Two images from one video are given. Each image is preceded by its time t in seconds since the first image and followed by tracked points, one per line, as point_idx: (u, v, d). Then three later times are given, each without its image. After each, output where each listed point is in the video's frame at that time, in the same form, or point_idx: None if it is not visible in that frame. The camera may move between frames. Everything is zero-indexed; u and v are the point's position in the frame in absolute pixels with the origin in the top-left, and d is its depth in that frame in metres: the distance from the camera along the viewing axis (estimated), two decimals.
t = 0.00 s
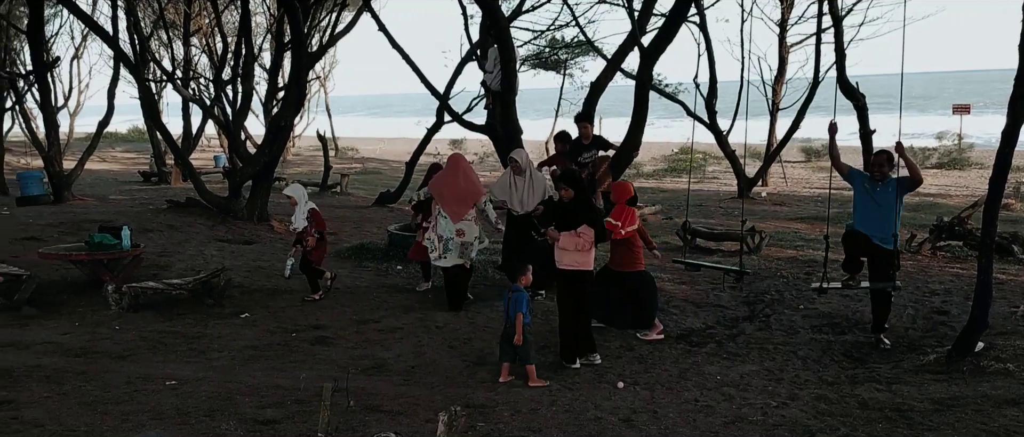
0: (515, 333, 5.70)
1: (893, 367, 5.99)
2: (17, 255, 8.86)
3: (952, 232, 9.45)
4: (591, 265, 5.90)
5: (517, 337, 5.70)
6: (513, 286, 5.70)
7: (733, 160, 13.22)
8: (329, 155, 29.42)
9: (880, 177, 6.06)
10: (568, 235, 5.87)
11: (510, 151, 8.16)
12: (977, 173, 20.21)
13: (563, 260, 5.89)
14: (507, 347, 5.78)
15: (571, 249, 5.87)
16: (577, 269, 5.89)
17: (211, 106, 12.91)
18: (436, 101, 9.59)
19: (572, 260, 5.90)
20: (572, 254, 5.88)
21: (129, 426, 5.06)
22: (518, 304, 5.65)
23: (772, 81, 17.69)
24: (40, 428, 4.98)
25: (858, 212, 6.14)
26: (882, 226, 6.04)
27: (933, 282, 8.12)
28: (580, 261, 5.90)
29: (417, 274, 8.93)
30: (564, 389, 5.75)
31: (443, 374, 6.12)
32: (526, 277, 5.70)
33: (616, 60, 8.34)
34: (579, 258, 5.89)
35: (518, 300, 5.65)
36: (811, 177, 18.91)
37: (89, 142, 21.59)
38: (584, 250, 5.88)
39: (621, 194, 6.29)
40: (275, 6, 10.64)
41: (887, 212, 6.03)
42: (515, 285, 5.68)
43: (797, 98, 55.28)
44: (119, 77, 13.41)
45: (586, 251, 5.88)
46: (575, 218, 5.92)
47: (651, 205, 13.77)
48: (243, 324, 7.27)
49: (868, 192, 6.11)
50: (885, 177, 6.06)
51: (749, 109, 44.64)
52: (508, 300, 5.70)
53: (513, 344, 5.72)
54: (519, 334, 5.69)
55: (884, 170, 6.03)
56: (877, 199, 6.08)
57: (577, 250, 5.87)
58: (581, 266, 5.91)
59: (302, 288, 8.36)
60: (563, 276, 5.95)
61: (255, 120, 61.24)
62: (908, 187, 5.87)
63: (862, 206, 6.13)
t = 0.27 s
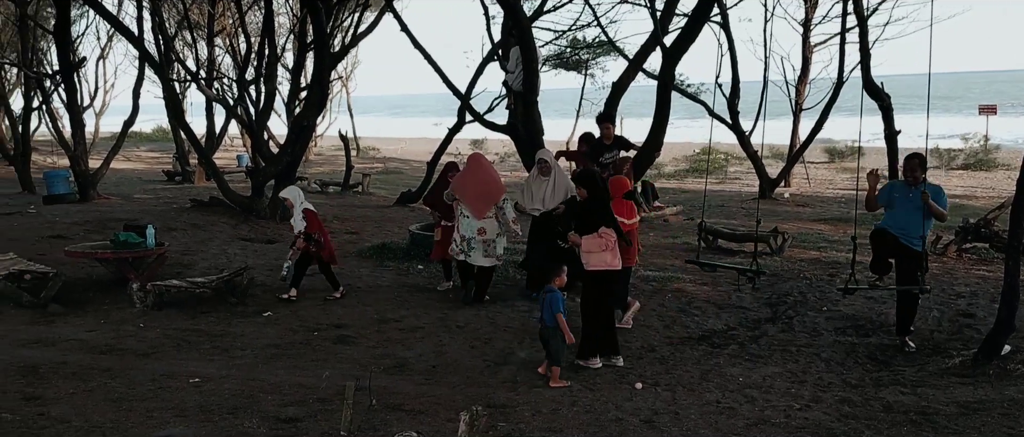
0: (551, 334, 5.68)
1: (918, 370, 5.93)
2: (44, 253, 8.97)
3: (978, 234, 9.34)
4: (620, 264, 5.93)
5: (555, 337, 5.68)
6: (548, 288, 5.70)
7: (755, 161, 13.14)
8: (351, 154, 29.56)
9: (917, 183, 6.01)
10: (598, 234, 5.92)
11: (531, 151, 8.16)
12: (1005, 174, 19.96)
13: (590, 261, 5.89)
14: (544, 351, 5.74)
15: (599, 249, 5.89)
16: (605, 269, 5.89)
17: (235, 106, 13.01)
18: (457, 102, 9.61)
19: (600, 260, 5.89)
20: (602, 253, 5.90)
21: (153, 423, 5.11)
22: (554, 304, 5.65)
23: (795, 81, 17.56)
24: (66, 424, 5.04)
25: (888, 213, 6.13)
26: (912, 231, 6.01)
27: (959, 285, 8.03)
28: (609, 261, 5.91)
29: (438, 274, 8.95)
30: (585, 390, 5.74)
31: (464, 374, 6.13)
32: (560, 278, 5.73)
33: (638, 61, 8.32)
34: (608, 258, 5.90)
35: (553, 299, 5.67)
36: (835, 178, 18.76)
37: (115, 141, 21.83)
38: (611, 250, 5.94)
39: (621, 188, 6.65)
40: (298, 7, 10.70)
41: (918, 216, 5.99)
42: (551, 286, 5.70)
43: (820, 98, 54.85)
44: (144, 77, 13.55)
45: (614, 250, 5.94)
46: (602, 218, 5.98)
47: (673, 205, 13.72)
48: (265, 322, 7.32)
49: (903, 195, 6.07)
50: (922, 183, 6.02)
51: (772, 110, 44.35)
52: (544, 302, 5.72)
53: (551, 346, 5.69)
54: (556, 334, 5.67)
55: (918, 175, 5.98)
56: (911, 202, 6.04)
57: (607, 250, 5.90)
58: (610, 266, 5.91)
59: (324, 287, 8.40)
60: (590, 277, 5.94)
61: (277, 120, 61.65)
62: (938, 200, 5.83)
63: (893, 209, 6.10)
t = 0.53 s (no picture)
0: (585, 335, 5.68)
1: (941, 374, 5.87)
2: (67, 250, 9.06)
3: (1002, 236, 9.24)
4: (624, 271, 6.05)
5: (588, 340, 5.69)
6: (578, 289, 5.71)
7: (776, 162, 13.07)
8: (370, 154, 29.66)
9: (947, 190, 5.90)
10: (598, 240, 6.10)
11: (550, 151, 8.17)
12: None
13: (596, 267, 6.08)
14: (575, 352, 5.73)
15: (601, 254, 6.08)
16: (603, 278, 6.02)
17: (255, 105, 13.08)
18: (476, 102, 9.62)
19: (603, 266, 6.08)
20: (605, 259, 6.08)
21: (175, 420, 5.15)
22: (587, 305, 5.64)
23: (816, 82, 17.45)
24: (89, 420, 5.08)
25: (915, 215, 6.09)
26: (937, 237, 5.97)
27: (982, 288, 7.95)
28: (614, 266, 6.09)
29: (456, 274, 8.96)
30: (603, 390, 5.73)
31: (482, 374, 6.13)
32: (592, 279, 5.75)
33: (658, 61, 8.30)
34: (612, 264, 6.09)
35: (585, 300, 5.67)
36: (856, 179, 18.62)
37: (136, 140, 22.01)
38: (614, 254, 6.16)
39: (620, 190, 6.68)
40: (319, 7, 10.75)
41: (943, 224, 5.93)
42: (581, 287, 5.71)
43: (841, 98, 54.47)
44: (166, 77, 13.65)
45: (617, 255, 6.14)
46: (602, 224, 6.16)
47: (692, 206, 13.67)
48: (285, 321, 7.35)
49: (930, 201, 6.00)
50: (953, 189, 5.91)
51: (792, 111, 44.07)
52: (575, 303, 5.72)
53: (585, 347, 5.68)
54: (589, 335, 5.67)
55: (947, 182, 5.87)
56: (938, 209, 5.97)
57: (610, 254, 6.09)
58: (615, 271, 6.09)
59: (344, 287, 8.44)
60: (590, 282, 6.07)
61: (296, 119, 61.96)
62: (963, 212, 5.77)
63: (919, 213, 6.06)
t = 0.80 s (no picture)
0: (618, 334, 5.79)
1: (963, 377, 5.81)
2: (89, 250, 9.14)
3: None
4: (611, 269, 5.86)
5: (621, 339, 5.80)
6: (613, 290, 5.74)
7: (795, 163, 12.99)
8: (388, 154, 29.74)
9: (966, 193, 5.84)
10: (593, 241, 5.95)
11: (568, 151, 8.16)
12: None
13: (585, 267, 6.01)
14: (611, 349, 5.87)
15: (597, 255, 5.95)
16: (601, 280, 5.88)
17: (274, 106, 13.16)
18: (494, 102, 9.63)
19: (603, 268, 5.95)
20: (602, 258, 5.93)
21: (195, 419, 5.18)
22: (621, 307, 5.68)
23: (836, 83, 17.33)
24: (110, 418, 5.13)
25: (934, 220, 6.04)
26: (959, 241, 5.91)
27: (1005, 291, 7.87)
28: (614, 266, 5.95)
29: (474, 274, 8.97)
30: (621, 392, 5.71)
31: (500, 375, 6.14)
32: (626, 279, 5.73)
33: (676, 62, 8.27)
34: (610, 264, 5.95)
35: (620, 301, 5.69)
36: (877, 181, 18.47)
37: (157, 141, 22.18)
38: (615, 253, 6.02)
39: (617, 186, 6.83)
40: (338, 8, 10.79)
41: (965, 227, 5.86)
42: (615, 288, 5.72)
43: (861, 99, 54.10)
44: (186, 78, 13.75)
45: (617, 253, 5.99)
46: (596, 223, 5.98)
47: (710, 207, 13.61)
48: (304, 321, 7.39)
49: (949, 205, 5.93)
50: (973, 192, 5.85)
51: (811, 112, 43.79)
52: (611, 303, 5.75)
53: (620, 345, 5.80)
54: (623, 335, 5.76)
55: (966, 185, 5.81)
56: (958, 212, 5.90)
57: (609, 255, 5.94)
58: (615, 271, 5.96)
59: (362, 287, 8.46)
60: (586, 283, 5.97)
61: (315, 120, 62.26)
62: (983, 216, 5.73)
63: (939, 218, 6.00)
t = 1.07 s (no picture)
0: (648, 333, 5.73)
1: (988, 380, 5.75)
2: (112, 248, 9.22)
3: None
4: (619, 268, 5.80)
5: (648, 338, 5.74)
6: (651, 289, 5.72)
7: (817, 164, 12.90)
8: (407, 155, 29.81)
9: (987, 194, 5.82)
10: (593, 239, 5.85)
11: (588, 152, 8.16)
12: None
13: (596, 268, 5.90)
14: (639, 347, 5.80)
15: (601, 255, 5.84)
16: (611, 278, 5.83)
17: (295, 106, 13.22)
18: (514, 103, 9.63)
19: (606, 266, 5.86)
20: (603, 257, 5.84)
21: (217, 417, 5.21)
22: (660, 307, 5.70)
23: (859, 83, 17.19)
24: (134, 415, 5.17)
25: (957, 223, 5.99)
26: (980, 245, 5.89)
27: None
28: (617, 265, 5.83)
29: (493, 274, 8.97)
30: (641, 393, 5.69)
31: (519, 375, 6.13)
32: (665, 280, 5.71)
33: (697, 62, 8.24)
34: (614, 264, 5.84)
35: (656, 301, 5.69)
36: (899, 182, 18.31)
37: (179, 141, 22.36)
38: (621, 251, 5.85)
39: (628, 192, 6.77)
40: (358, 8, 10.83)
41: (986, 230, 5.83)
42: (654, 288, 5.69)
43: (883, 99, 53.68)
44: (208, 78, 13.84)
45: (620, 254, 5.81)
46: (604, 222, 5.80)
47: (730, 208, 13.55)
48: (324, 320, 7.42)
49: (970, 208, 5.89)
50: (993, 192, 5.83)
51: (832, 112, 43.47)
52: (649, 299, 5.76)
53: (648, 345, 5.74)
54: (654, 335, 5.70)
55: (986, 186, 5.79)
56: (980, 214, 5.85)
57: (609, 255, 5.81)
58: (620, 271, 5.85)
59: (382, 286, 8.49)
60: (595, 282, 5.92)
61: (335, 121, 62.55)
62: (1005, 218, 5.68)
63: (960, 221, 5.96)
